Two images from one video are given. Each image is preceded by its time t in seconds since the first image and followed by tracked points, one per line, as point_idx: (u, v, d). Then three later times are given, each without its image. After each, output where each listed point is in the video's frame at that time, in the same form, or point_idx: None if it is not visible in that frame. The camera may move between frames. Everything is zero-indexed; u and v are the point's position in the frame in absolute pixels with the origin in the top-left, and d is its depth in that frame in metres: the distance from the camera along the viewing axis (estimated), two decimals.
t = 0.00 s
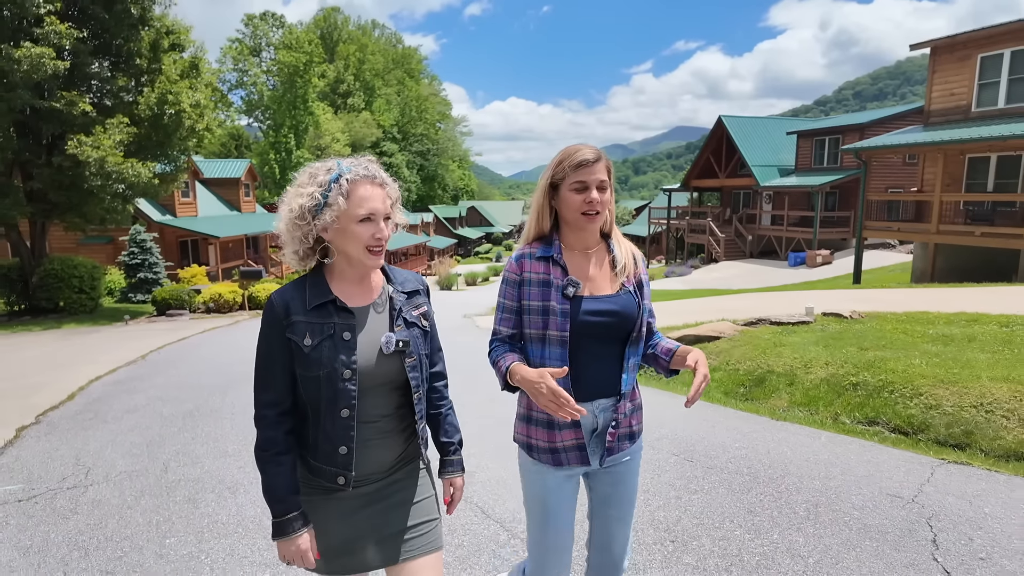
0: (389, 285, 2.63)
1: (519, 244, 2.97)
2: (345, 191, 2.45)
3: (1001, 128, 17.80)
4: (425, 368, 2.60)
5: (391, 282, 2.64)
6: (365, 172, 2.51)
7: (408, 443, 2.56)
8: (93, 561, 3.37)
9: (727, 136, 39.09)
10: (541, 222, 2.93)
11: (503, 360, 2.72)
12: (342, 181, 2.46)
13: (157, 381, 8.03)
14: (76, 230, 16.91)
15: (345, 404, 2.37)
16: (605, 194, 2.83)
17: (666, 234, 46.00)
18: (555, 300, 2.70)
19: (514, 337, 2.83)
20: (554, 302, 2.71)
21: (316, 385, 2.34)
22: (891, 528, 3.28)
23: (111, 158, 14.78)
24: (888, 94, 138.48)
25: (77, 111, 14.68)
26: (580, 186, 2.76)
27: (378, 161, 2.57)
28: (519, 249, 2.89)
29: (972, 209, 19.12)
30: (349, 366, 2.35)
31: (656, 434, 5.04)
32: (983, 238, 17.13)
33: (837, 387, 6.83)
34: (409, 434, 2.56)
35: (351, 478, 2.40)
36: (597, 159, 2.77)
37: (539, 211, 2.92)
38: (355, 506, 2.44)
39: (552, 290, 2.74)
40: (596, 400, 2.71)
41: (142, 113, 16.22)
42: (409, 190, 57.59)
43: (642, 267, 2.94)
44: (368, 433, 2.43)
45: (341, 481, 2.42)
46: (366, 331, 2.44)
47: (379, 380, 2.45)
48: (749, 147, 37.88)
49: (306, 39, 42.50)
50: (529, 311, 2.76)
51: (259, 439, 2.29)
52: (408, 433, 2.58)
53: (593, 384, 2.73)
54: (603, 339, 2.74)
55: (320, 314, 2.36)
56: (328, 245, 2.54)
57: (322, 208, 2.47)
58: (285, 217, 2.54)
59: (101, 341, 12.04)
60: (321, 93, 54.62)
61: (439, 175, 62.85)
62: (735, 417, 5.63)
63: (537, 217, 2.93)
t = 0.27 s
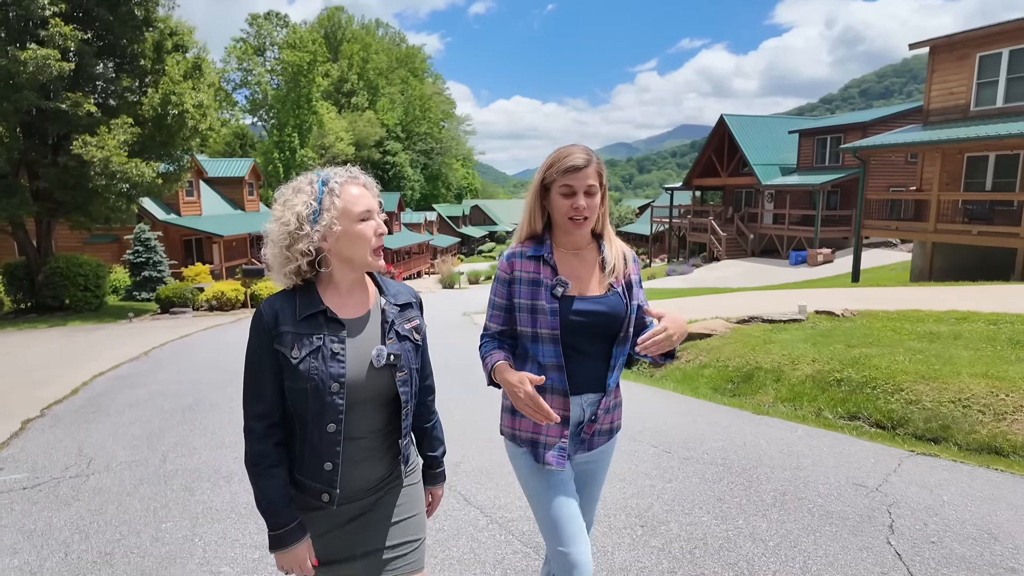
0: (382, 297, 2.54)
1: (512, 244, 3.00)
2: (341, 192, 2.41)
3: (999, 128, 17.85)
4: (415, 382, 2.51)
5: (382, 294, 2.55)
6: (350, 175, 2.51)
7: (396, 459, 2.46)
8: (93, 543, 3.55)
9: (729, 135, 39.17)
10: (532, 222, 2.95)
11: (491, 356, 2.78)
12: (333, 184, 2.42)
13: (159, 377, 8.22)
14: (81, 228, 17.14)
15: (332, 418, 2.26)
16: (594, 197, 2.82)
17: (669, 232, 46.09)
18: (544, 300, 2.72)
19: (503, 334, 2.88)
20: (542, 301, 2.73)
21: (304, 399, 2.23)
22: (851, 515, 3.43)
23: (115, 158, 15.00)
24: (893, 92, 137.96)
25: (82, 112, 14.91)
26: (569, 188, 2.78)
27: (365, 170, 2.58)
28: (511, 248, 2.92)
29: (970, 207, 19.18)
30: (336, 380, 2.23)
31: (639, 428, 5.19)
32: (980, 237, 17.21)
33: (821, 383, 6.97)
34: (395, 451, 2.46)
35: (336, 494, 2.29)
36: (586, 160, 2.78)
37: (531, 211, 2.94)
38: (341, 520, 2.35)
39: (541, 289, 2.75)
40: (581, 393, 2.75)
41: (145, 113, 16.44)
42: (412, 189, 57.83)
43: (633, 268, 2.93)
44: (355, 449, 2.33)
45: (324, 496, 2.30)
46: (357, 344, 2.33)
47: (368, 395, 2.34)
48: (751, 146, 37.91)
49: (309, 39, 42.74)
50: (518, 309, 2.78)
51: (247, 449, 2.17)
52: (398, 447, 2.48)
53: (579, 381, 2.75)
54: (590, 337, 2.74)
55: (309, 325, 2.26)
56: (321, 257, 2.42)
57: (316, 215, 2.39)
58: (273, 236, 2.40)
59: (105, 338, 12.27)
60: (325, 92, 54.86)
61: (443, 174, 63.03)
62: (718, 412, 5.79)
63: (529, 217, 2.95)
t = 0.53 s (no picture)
0: (374, 278, 2.48)
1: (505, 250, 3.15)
2: (347, 180, 2.33)
3: (996, 127, 17.93)
4: (410, 359, 2.46)
5: (374, 275, 2.49)
6: (358, 161, 2.41)
7: (391, 442, 2.42)
8: (97, 525, 3.75)
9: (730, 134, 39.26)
10: (522, 228, 3.10)
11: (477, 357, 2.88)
12: (338, 170, 2.33)
13: (162, 372, 8.44)
14: (87, 226, 17.39)
15: (327, 394, 2.21)
16: (572, 199, 2.92)
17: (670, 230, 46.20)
18: (529, 302, 2.82)
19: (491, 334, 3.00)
20: (527, 303, 2.83)
21: (297, 375, 2.17)
22: (814, 500, 3.60)
23: (120, 157, 15.23)
24: (898, 90, 137.52)
25: (88, 112, 15.14)
26: (550, 192, 2.91)
27: (372, 156, 2.48)
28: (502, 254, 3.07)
29: (968, 206, 19.26)
30: (330, 354, 2.18)
31: (623, 420, 5.37)
32: (977, 236, 17.29)
33: (806, 378, 7.13)
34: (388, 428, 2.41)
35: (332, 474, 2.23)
36: (565, 163, 2.92)
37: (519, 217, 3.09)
38: (333, 509, 2.28)
39: (528, 291, 2.86)
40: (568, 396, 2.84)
41: (150, 113, 16.65)
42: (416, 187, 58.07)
43: (622, 271, 3.00)
44: (351, 428, 2.27)
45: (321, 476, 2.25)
46: (350, 321, 2.28)
47: (362, 372, 2.28)
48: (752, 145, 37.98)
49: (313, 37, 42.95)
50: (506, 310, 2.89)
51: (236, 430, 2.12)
52: (393, 429, 2.44)
53: (566, 384, 2.84)
54: (576, 340, 2.84)
55: (302, 302, 2.21)
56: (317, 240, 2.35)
57: (320, 199, 2.30)
58: (269, 212, 2.30)
59: (110, 335, 12.50)
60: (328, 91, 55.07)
61: (446, 172, 63.23)
62: (702, 406, 5.96)
63: (519, 224, 3.09)
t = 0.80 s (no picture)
0: (366, 276, 2.52)
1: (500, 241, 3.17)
2: (342, 185, 2.37)
3: (991, 127, 18.05)
4: (404, 355, 2.50)
5: (367, 273, 2.53)
6: (353, 165, 2.45)
7: (385, 435, 2.48)
8: (101, 509, 3.95)
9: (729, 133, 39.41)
10: (516, 218, 3.11)
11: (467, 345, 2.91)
12: (333, 174, 2.37)
13: (164, 368, 8.65)
14: (89, 225, 17.61)
15: (325, 391, 2.26)
16: (559, 185, 2.92)
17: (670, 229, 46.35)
18: (520, 293, 2.83)
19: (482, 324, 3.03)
20: (519, 295, 2.84)
21: (295, 374, 2.23)
22: (782, 487, 3.78)
23: (123, 157, 15.44)
24: (899, 90, 137.48)
25: (90, 113, 15.33)
26: (538, 179, 2.91)
27: (367, 161, 2.51)
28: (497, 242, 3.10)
29: (963, 206, 19.40)
30: (327, 353, 2.23)
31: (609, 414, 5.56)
32: (971, 235, 17.43)
33: (791, 374, 7.31)
34: (384, 423, 2.47)
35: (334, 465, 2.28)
36: (552, 149, 2.92)
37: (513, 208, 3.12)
38: (327, 501, 2.34)
39: (521, 282, 2.88)
40: (557, 390, 2.83)
41: (152, 114, 16.83)
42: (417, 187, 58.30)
43: (619, 264, 3.01)
44: (347, 423, 2.32)
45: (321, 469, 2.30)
46: (345, 320, 2.33)
47: (358, 368, 2.33)
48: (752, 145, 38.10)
49: (314, 37, 43.18)
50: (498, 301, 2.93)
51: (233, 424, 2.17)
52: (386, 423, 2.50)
53: (556, 376, 2.83)
54: (567, 334, 2.84)
55: (298, 303, 2.26)
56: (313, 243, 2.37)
57: (315, 204, 2.34)
58: (265, 214, 2.34)
59: (113, 333, 12.72)
60: (330, 90, 55.24)
61: (447, 172, 63.37)
62: (687, 401, 6.14)
63: (513, 214, 3.12)
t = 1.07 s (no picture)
0: (352, 290, 2.47)
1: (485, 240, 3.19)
2: (313, 191, 2.33)
3: (985, 126, 18.17)
4: (392, 370, 2.48)
5: (352, 287, 2.48)
6: (319, 172, 2.42)
7: (374, 450, 2.45)
8: (104, 499, 4.14)
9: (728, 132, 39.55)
10: (499, 220, 3.13)
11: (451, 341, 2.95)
12: (301, 181, 2.34)
13: (165, 364, 8.84)
14: (92, 224, 17.83)
15: (316, 410, 2.21)
16: (537, 187, 2.91)
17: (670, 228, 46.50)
18: (498, 291, 2.84)
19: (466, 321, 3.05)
20: (496, 292, 2.86)
21: (286, 394, 2.17)
22: (753, 477, 3.96)
23: (125, 157, 15.64)
24: (901, 88, 137.44)
25: (92, 113, 15.51)
26: (517, 182, 2.91)
27: (335, 165, 2.49)
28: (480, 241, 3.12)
29: (958, 205, 19.53)
30: (318, 374, 2.19)
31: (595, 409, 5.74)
32: (964, 234, 17.58)
33: (776, 371, 7.48)
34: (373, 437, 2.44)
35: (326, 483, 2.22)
36: (531, 151, 2.91)
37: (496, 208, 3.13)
38: (317, 515, 2.26)
39: (498, 280, 2.89)
40: (537, 385, 2.80)
41: (153, 114, 16.99)
42: (418, 185, 58.50)
43: (599, 264, 2.94)
44: (337, 440, 2.28)
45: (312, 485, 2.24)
46: (335, 337, 2.28)
47: (349, 385, 2.29)
48: (750, 144, 38.23)
49: (315, 36, 43.39)
50: (477, 298, 2.93)
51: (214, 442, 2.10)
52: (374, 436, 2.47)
53: (534, 372, 2.80)
54: (546, 331, 2.82)
55: (285, 322, 2.19)
56: (293, 256, 2.32)
57: (289, 213, 2.29)
58: (242, 235, 2.29)
59: (115, 330, 12.93)
60: (331, 89, 55.41)
61: (448, 170, 63.36)
62: (672, 398, 6.31)
63: (496, 215, 3.13)
